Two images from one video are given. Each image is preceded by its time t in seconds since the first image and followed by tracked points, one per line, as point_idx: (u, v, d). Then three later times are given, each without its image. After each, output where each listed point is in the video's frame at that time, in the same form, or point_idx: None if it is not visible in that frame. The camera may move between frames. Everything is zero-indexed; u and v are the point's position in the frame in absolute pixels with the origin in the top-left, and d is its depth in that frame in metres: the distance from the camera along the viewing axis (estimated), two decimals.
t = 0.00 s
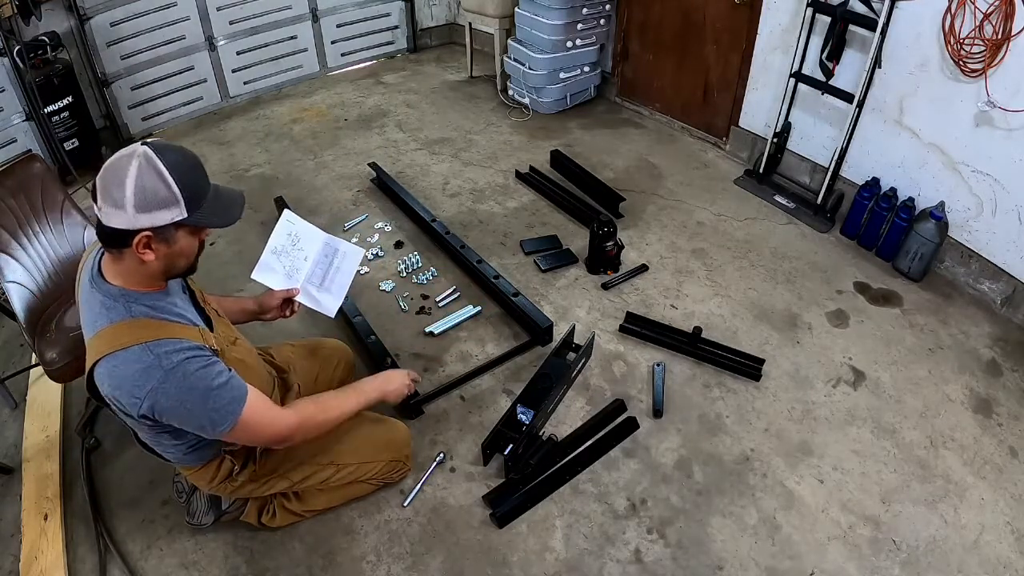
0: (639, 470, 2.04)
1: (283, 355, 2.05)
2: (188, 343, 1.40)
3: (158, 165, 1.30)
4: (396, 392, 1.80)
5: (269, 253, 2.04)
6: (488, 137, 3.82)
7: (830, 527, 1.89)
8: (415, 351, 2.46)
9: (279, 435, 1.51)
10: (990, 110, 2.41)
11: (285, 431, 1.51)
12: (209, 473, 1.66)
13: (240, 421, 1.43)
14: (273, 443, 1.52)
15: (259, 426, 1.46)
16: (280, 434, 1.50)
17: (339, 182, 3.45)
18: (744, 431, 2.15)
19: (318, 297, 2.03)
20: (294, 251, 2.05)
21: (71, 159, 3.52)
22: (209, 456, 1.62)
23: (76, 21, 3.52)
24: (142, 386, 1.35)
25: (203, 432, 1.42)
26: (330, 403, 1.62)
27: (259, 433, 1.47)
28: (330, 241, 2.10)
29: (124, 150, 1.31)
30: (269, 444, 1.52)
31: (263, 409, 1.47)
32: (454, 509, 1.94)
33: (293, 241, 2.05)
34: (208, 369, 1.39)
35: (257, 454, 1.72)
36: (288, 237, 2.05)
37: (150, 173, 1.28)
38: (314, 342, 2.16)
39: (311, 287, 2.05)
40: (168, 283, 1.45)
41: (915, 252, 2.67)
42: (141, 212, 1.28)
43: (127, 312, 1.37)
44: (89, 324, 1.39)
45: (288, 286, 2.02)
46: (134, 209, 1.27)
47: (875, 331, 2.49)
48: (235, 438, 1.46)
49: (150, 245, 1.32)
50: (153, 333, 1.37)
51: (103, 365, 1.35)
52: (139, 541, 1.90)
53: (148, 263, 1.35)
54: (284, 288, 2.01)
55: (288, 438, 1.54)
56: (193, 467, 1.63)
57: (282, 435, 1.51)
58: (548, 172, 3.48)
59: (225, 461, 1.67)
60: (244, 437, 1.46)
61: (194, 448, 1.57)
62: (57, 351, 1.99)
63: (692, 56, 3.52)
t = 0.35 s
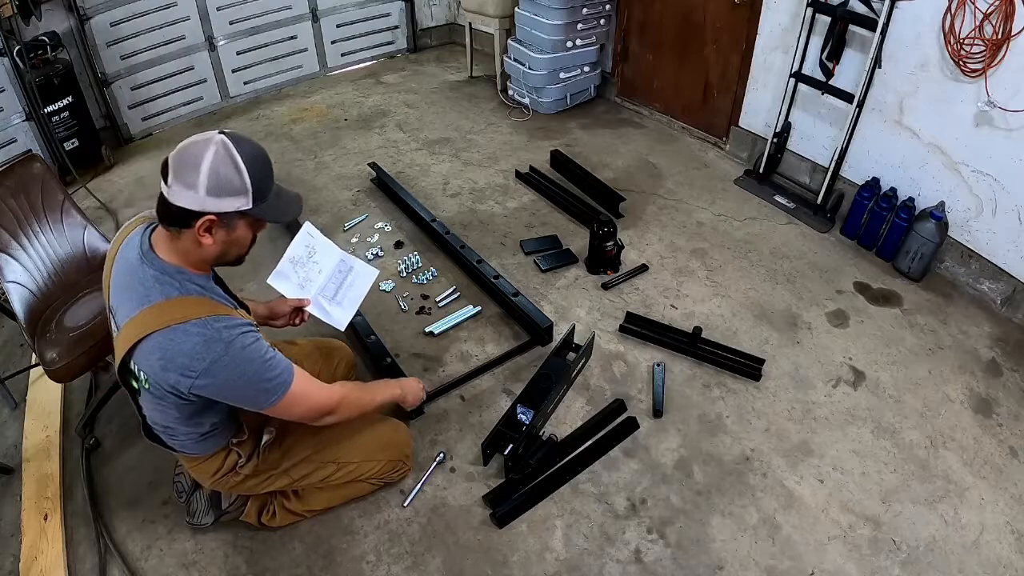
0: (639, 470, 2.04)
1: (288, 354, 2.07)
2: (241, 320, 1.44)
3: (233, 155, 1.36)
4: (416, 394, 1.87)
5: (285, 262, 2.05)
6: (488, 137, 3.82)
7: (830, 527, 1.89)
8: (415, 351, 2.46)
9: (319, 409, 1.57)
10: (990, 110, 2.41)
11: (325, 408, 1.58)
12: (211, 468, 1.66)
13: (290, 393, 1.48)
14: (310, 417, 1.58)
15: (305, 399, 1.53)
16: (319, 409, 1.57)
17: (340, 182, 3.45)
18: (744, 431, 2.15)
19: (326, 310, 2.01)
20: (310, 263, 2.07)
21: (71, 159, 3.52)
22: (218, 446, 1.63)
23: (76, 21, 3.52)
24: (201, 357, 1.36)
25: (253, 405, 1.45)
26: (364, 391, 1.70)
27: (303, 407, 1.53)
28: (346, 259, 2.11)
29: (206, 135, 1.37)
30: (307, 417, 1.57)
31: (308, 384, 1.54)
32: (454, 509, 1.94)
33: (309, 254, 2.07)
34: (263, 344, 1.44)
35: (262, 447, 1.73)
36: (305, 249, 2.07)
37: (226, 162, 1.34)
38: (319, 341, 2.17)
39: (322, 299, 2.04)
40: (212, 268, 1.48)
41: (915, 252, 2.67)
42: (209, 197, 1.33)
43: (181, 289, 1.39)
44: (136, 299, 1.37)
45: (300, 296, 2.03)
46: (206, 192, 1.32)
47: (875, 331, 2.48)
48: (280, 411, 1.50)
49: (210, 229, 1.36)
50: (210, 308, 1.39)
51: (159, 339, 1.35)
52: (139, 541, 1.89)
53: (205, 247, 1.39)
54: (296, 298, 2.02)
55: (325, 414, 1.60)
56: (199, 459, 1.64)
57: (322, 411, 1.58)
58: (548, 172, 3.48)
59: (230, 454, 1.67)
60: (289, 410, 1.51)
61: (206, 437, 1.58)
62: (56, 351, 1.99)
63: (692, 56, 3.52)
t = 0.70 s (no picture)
0: (639, 470, 2.04)
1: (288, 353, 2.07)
2: (261, 309, 1.45)
3: (270, 148, 1.38)
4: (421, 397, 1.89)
5: (295, 267, 2.13)
6: (488, 137, 3.82)
7: (831, 527, 1.89)
8: (415, 351, 2.46)
9: (330, 400, 1.56)
10: (990, 110, 2.41)
11: (337, 400, 1.58)
12: (212, 465, 1.66)
13: (304, 384, 1.48)
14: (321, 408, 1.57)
15: (318, 392, 1.52)
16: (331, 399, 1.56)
17: (340, 182, 3.45)
18: (744, 431, 2.15)
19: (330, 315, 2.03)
20: (319, 270, 2.13)
21: (71, 159, 3.52)
22: (221, 440, 1.63)
23: (76, 21, 3.52)
24: (222, 342, 1.36)
25: (267, 394, 1.44)
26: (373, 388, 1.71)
27: (316, 396, 1.53)
28: (355, 268, 2.16)
29: (240, 129, 1.39)
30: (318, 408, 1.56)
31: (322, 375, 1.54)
32: (454, 509, 1.94)
33: (319, 262, 2.14)
34: (281, 334, 1.44)
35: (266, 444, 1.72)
36: (315, 255, 2.14)
37: (263, 155, 1.37)
38: (320, 342, 2.17)
39: (328, 305, 2.07)
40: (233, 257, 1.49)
41: (915, 252, 2.67)
42: (243, 187, 1.35)
43: (204, 275, 1.39)
44: (159, 282, 1.37)
45: (308, 300, 2.07)
46: (241, 180, 1.34)
47: (875, 331, 2.49)
48: (292, 400, 1.49)
49: (240, 219, 1.39)
50: (231, 295, 1.40)
51: (181, 320, 1.35)
52: (139, 541, 1.89)
53: (233, 235, 1.41)
54: (303, 302, 2.06)
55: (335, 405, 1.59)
56: (201, 453, 1.63)
57: (334, 402, 1.57)
58: (548, 172, 3.48)
59: (232, 450, 1.67)
60: (302, 400, 1.50)
61: (213, 428, 1.60)
62: (56, 351, 1.99)
63: (691, 56, 3.52)
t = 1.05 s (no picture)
0: (639, 470, 2.04)
1: (282, 353, 2.04)
2: (229, 320, 1.42)
3: (229, 141, 1.37)
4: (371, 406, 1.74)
5: (291, 267, 2.18)
6: (488, 137, 3.82)
7: (831, 527, 1.89)
8: (415, 351, 2.46)
9: (271, 445, 1.48)
10: (991, 110, 2.41)
11: (280, 442, 1.50)
12: (211, 465, 1.66)
13: (249, 418, 1.41)
14: (261, 457, 1.50)
15: (262, 428, 1.45)
16: (266, 450, 1.49)
17: (340, 182, 3.45)
18: (744, 431, 2.15)
19: (325, 314, 2.10)
20: (314, 269, 2.18)
21: (71, 159, 3.52)
22: (213, 444, 1.63)
23: (76, 21, 3.52)
24: (180, 351, 1.34)
25: (218, 418, 1.39)
26: (313, 422, 1.61)
27: (256, 440, 1.45)
28: (350, 267, 2.19)
29: (198, 126, 1.38)
30: (255, 457, 1.49)
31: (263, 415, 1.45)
32: (454, 509, 1.94)
33: (315, 261, 2.19)
34: (241, 351, 1.40)
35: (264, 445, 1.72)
36: (311, 255, 2.19)
37: (224, 147, 1.35)
38: (317, 341, 2.16)
39: (323, 304, 2.13)
40: (210, 260, 1.48)
41: (915, 252, 2.67)
42: (208, 181, 1.33)
43: (177, 278, 1.39)
44: (133, 284, 1.38)
45: (303, 300, 2.13)
46: (202, 175, 1.33)
47: (875, 331, 2.49)
48: (237, 437, 1.43)
49: (208, 215, 1.36)
50: (199, 302, 1.38)
51: (146, 325, 1.34)
52: (139, 541, 1.89)
53: (202, 234, 1.39)
54: (298, 301, 2.12)
55: (278, 451, 1.52)
56: (198, 455, 1.63)
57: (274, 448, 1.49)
58: (548, 172, 3.48)
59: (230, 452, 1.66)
60: (244, 440, 1.44)
61: (200, 434, 1.59)
62: (56, 351, 2.00)
63: (691, 56, 3.52)
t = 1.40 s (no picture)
0: (639, 470, 2.04)
1: (285, 356, 2.02)
2: (181, 339, 1.40)
3: (142, 154, 1.33)
4: (348, 411, 1.77)
5: (275, 268, 2.13)
6: (487, 137, 3.82)
7: (831, 527, 1.89)
8: (415, 352, 2.46)
9: (243, 457, 1.49)
10: (990, 110, 2.41)
11: (253, 453, 1.51)
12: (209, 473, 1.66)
13: (212, 436, 1.42)
14: (236, 470, 1.52)
15: (229, 444, 1.45)
16: (240, 462, 1.50)
17: (340, 182, 3.45)
18: (744, 431, 2.15)
19: (315, 313, 2.08)
20: (300, 268, 2.13)
21: (71, 159, 3.51)
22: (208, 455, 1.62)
23: (76, 21, 3.52)
24: (131, 377, 1.33)
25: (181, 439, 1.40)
26: (291, 430, 1.61)
27: (226, 454, 1.46)
28: (336, 260, 2.16)
29: (112, 147, 1.34)
30: (230, 469, 1.51)
31: (232, 428, 1.46)
32: (454, 509, 1.94)
33: (300, 258, 2.13)
34: (194, 371, 1.38)
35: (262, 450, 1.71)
36: (294, 254, 2.13)
37: (137, 163, 1.31)
38: (313, 342, 2.16)
39: (312, 303, 2.10)
40: (164, 277, 1.46)
41: (915, 252, 2.67)
42: (129, 200, 1.30)
43: (125, 302, 1.37)
44: (88, 312, 1.38)
45: (291, 301, 2.09)
46: (122, 196, 1.29)
47: (875, 331, 2.49)
48: (205, 453, 1.44)
49: (141, 233, 1.33)
50: (145, 325, 1.36)
51: (98, 354, 1.34)
52: (139, 541, 1.89)
53: (142, 252, 1.36)
54: (286, 303, 2.08)
55: (252, 464, 1.53)
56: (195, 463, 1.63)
57: (246, 461, 1.51)
58: (548, 173, 3.48)
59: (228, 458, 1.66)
60: (214, 456, 1.45)
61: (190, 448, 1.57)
62: (56, 351, 2.01)
63: (691, 56, 3.52)
